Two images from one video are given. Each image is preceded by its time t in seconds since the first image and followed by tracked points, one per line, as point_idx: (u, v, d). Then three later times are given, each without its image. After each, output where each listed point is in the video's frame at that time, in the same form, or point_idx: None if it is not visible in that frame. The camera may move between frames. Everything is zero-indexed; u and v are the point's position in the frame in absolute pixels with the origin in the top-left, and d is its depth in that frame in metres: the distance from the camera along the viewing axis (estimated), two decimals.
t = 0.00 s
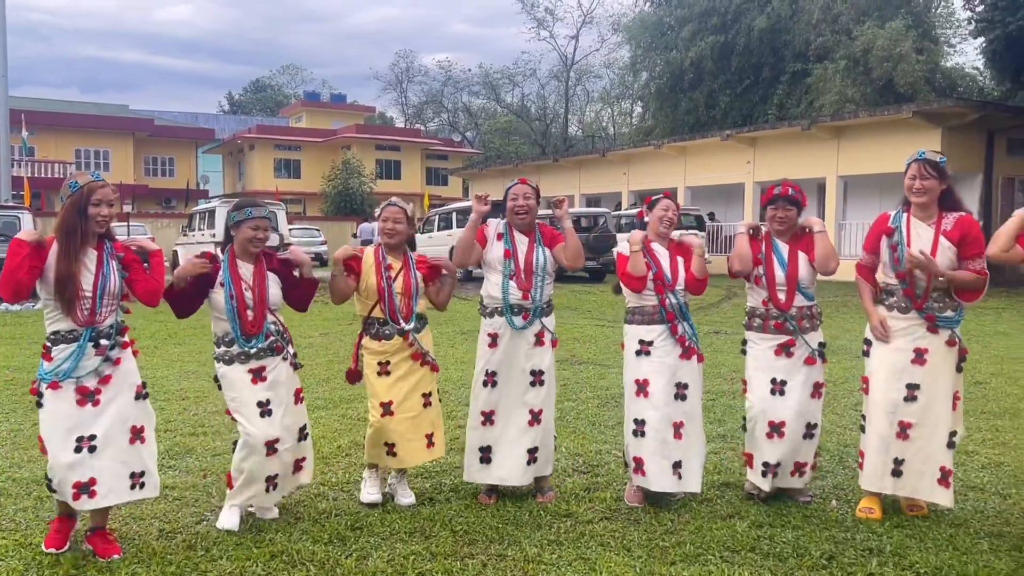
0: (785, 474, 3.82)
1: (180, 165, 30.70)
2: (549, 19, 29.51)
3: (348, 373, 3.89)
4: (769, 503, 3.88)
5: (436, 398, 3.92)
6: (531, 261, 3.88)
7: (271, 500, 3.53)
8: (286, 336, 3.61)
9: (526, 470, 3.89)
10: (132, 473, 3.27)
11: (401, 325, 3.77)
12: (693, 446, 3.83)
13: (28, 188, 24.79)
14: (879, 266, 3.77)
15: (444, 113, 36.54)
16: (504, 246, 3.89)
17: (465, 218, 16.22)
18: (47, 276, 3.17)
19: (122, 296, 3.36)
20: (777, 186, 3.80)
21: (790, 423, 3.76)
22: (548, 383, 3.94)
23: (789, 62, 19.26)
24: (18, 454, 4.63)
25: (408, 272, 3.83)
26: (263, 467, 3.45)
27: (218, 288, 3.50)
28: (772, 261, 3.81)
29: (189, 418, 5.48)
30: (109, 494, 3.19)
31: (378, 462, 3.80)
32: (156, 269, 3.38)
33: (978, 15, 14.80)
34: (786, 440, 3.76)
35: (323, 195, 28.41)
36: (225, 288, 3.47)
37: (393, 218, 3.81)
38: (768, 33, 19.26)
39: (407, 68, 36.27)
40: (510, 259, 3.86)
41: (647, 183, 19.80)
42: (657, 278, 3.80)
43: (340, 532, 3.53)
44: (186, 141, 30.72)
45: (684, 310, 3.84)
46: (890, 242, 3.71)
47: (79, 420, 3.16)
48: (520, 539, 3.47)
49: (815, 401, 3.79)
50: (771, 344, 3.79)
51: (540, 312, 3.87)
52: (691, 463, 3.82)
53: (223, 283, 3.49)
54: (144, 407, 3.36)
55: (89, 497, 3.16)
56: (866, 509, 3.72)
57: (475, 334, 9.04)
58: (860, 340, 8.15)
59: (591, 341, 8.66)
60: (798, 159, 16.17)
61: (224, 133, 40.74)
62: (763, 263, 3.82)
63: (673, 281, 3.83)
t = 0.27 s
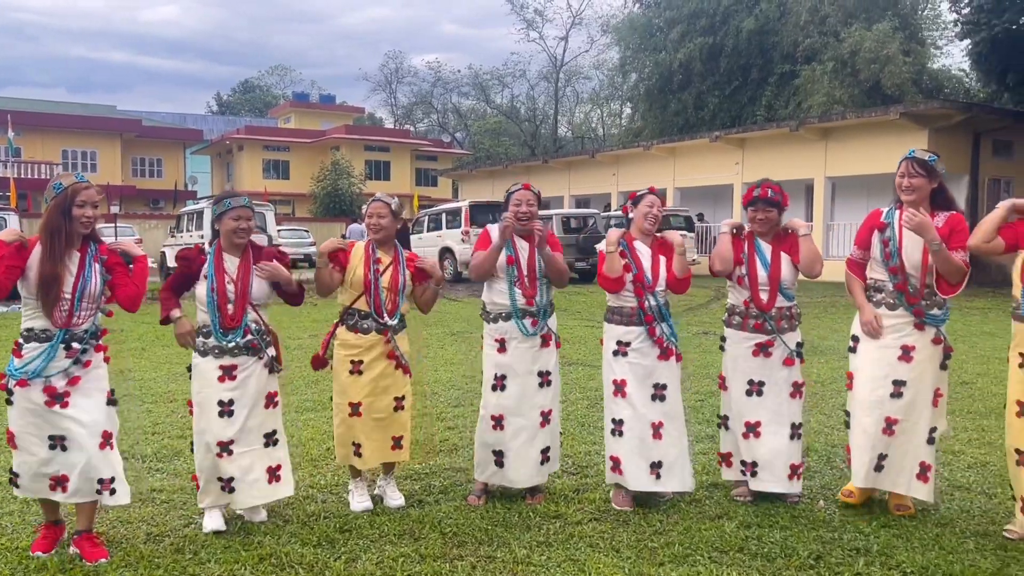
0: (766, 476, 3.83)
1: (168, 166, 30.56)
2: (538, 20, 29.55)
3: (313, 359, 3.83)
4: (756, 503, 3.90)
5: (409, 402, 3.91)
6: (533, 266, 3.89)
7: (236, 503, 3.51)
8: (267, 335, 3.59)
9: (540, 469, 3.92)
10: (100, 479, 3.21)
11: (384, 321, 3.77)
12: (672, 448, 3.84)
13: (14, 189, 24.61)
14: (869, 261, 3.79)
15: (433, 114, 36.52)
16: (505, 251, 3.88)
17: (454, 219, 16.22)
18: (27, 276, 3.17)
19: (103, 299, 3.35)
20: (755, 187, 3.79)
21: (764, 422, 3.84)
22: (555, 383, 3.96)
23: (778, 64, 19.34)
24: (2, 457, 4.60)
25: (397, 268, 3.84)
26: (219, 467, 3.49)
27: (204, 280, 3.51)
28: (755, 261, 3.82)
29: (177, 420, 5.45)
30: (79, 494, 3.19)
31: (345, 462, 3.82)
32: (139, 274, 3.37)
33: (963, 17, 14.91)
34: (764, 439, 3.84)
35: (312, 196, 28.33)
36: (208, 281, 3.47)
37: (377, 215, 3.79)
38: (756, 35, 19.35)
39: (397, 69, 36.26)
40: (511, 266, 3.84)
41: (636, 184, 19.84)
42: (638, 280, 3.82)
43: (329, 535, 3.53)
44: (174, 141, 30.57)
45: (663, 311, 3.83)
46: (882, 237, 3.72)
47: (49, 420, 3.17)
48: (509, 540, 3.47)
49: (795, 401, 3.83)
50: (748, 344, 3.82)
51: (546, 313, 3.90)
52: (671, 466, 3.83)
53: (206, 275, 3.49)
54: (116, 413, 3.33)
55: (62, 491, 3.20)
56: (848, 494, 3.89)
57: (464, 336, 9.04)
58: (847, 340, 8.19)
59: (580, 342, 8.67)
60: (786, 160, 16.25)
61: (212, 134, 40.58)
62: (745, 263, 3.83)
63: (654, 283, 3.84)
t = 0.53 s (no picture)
0: (749, 470, 3.89)
1: (155, 167, 30.40)
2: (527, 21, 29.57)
3: (288, 360, 3.82)
4: (744, 503, 3.92)
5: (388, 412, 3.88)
6: (522, 269, 3.89)
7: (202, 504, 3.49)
8: (242, 346, 3.57)
9: (523, 466, 3.93)
10: (79, 478, 3.17)
11: (368, 329, 3.78)
12: (646, 455, 3.85)
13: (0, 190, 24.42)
14: (855, 261, 3.82)
15: (422, 115, 36.49)
16: (494, 253, 3.88)
17: (443, 220, 16.20)
18: (10, 282, 3.16)
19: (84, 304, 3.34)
20: (727, 193, 3.80)
21: (745, 423, 3.85)
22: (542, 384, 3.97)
23: (765, 65, 19.41)
24: None
25: (384, 278, 3.83)
26: (187, 471, 3.45)
27: (184, 286, 3.51)
28: (735, 266, 3.83)
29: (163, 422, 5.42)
30: (56, 495, 3.13)
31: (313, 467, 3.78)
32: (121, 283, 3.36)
33: (949, 19, 15.02)
34: (745, 438, 3.86)
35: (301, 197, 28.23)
36: (189, 287, 3.47)
37: (361, 224, 3.75)
38: (744, 36, 19.42)
39: (385, 69, 36.21)
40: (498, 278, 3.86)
41: (625, 185, 19.88)
42: (616, 288, 3.83)
43: (318, 536, 3.52)
44: (161, 142, 30.41)
45: (640, 321, 3.85)
46: (865, 236, 3.75)
47: (26, 420, 3.13)
48: (498, 541, 3.47)
49: (778, 401, 3.82)
50: (728, 345, 3.84)
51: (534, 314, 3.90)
52: (640, 469, 3.86)
53: (187, 281, 3.49)
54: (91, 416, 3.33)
55: (38, 495, 3.12)
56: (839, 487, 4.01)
57: (453, 336, 9.04)
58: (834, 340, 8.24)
59: (569, 343, 8.68)
60: (774, 161, 16.30)
61: (199, 134, 40.39)
62: (727, 267, 3.84)
63: (632, 293, 3.85)
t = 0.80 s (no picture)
0: (744, 470, 3.86)
1: (142, 168, 30.25)
2: (516, 22, 29.57)
3: (295, 362, 3.83)
4: (732, 502, 3.93)
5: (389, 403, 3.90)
6: (502, 271, 3.88)
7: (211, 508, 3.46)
8: (235, 337, 3.57)
9: (500, 468, 3.93)
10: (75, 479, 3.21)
11: (365, 317, 3.75)
12: (643, 446, 3.88)
13: None
14: (833, 263, 3.90)
15: (411, 116, 36.44)
16: (473, 256, 3.88)
17: (432, 221, 16.19)
18: None
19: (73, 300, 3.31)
20: (718, 192, 3.79)
21: (741, 421, 3.86)
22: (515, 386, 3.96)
23: (753, 66, 19.47)
24: None
25: (369, 264, 3.81)
26: (186, 474, 3.41)
27: (171, 279, 3.47)
28: (727, 267, 3.83)
29: (149, 424, 5.39)
30: (53, 497, 3.15)
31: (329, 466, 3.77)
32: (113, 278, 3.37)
33: (935, 21, 15.11)
34: (739, 437, 3.87)
35: (289, 198, 28.15)
36: (178, 281, 3.43)
37: (347, 211, 3.77)
38: (732, 38, 19.48)
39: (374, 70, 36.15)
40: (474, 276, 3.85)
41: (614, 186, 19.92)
42: (604, 283, 3.81)
43: (306, 538, 3.51)
44: (148, 143, 30.28)
45: (629, 314, 3.87)
46: (841, 238, 3.83)
47: (22, 423, 3.12)
48: (487, 542, 3.46)
49: (768, 398, 3.86)
50: (721, 347, 3.86)
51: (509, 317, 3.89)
52: (637, 463, 3.85)
53: (176, 275, 3.45)
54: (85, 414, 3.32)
55: (34, 496, 3.14)
56: (829, 488, 4.05)
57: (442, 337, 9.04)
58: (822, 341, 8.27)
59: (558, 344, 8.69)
60: (762, 162, 16.37)
61: (187, 135, 40.23)
62: (717, 270, 3.85)
63: (619, 286, 3.86)
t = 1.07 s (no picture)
0: (728, 471, 3.93)
1: (127, 169, 30.07)
2: (503, 23, 29.59)
3: (300, 379, 3.84)
4: (718, 502, 3.95)
5: (386, 404, 3.90)
6: (480, 275, 3.88)
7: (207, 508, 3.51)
8: (231, 343, 3.56)
9: (481, 472, 3.93)
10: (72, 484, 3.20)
11: (345, 332, 3.73)
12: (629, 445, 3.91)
13: None
14: (816, 267, 3.91)
15: (398, 116, 36.41)
16: (451, 261, 3.87)
17: (420, 222, 16.17)
18: None
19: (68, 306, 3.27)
20: (718, 198, 3.80)
21: (731, 423, 3.89)
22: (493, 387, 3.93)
23: (739, 68, 19.53)
24: None
25: (352, 276, 3.78)
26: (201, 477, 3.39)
27: (168, 294, 3.42)
28: (724, 273, 3.83)
29: (134, 426, 5.36)
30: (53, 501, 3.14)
31: (326, 473, 3.77)
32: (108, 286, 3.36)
33: (920, 24, 15.22)
34: (728, 439, 3.91)
35: (275, 198, 28.04)
36: (175, 295, 3.40)
37: (335, 223, 3.76)
38: (719, 39, 19.54)
39: (361, 71, 36.07)
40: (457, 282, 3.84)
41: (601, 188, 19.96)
42: (592, 286, 3.82)
43: (292, 540, 3.49)
44: (134, 143, 30.12)
45: (620, 313, 3.86)
46: (823, 240, 3.85)
47: (25, 432, 3.06)
48: (474, 543, 3.46)
49: (761, 402, 3.89)
50: (717, 349, 3.84)
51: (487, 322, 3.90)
52: (626, 461, 3.90)
53: (172, 290, 3.41)
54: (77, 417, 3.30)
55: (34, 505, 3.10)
56: (815, 488, 4.08)
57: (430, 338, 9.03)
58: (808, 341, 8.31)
59: (546, 345, 8.70)
60: (749, 164, 16.44)
61: (173, 135, 40.05)
62: (714, 275, 3.85)
63: (609, 287, 3.86)
